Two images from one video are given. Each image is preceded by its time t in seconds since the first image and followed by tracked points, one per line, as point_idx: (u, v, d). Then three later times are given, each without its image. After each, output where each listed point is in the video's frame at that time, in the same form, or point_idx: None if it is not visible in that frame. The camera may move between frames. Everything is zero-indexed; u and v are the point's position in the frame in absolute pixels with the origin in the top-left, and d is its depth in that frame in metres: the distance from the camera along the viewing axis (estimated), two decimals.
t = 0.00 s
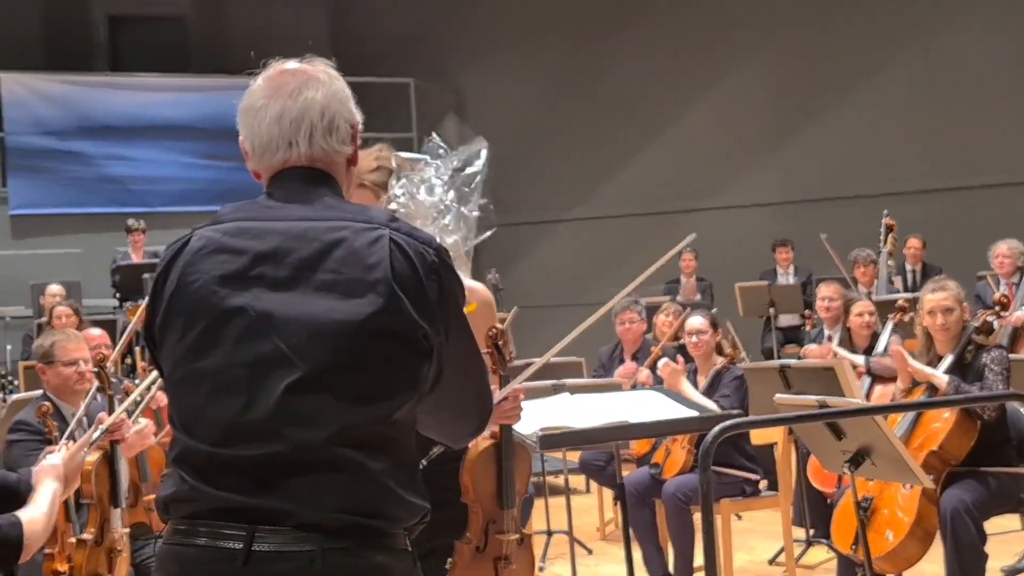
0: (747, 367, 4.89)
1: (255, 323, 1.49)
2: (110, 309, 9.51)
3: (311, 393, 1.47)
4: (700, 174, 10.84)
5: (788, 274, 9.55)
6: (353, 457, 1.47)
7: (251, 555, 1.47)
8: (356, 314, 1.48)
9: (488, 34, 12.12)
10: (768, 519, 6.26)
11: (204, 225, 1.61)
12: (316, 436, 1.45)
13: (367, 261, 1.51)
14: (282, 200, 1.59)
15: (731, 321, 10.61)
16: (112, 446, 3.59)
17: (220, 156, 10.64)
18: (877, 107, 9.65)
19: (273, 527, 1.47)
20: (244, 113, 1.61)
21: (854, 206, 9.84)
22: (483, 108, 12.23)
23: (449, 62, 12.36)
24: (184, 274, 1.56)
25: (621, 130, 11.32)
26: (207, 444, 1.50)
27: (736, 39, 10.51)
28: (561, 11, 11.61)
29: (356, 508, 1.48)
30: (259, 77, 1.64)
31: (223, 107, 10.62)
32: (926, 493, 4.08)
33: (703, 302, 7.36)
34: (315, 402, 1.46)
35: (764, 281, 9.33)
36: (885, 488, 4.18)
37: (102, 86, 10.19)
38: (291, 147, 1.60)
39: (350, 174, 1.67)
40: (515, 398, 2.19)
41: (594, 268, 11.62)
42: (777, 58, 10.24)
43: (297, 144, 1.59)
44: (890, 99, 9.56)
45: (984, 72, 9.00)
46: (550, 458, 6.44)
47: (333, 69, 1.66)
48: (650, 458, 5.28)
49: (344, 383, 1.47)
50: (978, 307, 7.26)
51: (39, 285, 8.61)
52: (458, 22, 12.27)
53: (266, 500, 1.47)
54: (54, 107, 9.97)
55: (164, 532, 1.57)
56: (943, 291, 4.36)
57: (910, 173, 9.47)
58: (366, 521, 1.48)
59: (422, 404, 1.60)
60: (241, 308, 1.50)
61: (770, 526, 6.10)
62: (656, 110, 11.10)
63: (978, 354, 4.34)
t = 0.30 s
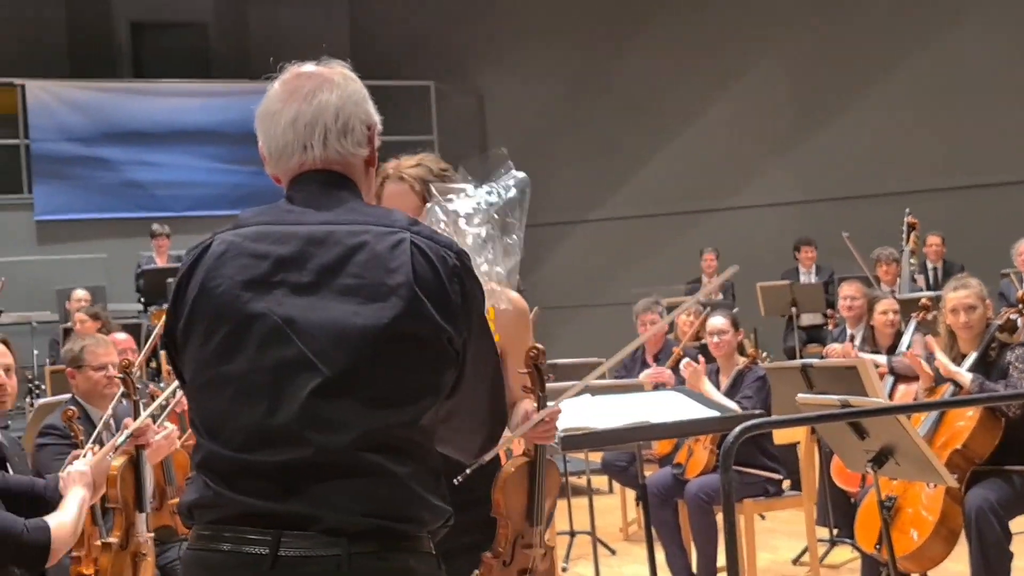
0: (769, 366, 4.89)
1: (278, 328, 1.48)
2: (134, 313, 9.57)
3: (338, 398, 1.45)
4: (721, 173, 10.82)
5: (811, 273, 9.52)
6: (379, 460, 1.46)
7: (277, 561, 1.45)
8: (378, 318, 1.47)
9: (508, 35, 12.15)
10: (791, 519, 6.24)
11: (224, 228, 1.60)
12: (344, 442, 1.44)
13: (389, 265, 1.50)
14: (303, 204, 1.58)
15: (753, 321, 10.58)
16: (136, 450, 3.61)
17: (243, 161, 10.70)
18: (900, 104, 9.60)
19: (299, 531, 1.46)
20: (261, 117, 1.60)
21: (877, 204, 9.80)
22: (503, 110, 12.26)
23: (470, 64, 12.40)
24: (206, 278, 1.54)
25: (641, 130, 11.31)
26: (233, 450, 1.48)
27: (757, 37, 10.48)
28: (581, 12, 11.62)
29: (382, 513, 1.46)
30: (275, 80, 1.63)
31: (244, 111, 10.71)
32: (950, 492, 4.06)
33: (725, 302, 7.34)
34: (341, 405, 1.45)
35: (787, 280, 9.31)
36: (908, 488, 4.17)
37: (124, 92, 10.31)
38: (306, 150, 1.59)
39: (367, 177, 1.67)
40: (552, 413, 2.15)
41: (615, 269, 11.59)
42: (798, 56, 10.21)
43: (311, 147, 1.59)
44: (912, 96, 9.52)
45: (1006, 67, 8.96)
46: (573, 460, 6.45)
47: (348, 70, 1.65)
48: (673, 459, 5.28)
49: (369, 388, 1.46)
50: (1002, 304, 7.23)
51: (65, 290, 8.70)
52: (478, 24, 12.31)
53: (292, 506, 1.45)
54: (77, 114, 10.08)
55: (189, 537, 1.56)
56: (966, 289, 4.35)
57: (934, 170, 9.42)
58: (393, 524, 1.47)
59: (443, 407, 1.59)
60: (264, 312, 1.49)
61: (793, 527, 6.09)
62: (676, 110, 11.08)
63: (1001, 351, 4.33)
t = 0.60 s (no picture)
0: (785, 367, 4.90)
1: (277, 335, 1.40)
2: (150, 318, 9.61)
3: (341, 407, 1.39)
4: (736, 175, 10.80)
5: (826, 274, 9.49)
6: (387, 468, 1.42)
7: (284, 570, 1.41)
8: (378, 325, 1.42)
9: (522, 37, 12.15)
10: (808, 521, 6.23)
11: (219, 233, 1.52)
12: (349, 452, 1.39)
13: (388, 270, 1.45)
14: (297, 208, 1.52)
15: (769, 322, 10.56)
16: (155, 455, 3.61)
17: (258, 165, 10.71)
18: (915, 103, 9.55)
19: (306, 542, 1.41)
20: (249, 120, 1.55)
21: (892, 204, 9.76)
22: (518, 113, 12.27)
23: (484, 68, 12.42)
24: (199, 287, 1.47)
25: (655, 132, 11.30)
26: (237, 462, 1.41)
27: (771, 37, 10.43)
28: (594, 14, 11.61)
29: (392, 521, 1.43)
30: (263, 83, 1.59)
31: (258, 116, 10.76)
32: (968, 493, 4.05)
33: (742, 303, 7.33)
34: (345, 416, 1.39)
35: (802, 281, 9.28)
36: (926, 489, 4.17)
37: (140, 98, 10.35)
38: (293, 153, 1.54)
39: (358, 180, 1.61)
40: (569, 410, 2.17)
41: (630, 271, 11.58)
42: (813, 55, 10.17)
43: (299, 149, 1.54)
44: (928, 95, 9.47)
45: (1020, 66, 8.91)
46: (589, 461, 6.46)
47: (337, 71, 1.60)
48: (689, 461, 5.28)
49: (373, 397, 1.40)
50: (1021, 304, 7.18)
51: (82, 295, 8.74)
52: (493, 27, 12.33)
53: (301, 516, 1.40)
54: (93, 120, 10.15)
55: (189, 549, 1.51)
56: (983, 289, 4.35)
57: (950, 170, 9.37)
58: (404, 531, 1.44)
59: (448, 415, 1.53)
60: (262, 319, 1.41)
61: (810, 528, 6.08)
62: (690, 112, 11.06)
63: (1018, 351, 4.31)
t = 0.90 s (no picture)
0: (800, 369, 4.89)
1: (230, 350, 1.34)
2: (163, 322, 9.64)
3: (301, 418, 1.34)
4: (749, 177, 10.77)
5: (840, 275, 9.46)
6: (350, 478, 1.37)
7: None
8: (331, 337, 1.37)
9: (533, 39, 12.14)
10: (826, 522, 6.22)
11: (152, 244, 1.43)
12: (311, 467, 1.35)
13: (337, 277, 1.40)
14: (240, 216, 1.45)
15: (782, 324, 10.55)
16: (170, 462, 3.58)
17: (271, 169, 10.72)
18: (928, 103, 9.50)
19: (276, 559, 1.35)
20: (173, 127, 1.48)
21: (905, 205, 9.72)
22: (531, 116, 12.27)
23: (498, 70, 12.42)
24: (135, 302, 1.37)
25: (668, 134, 11.27)
26: (195, 484, 1.34)
27: (784, 38, 10.39)
28: (607, 16, 11.59)
29: (361, 528, 1.39)
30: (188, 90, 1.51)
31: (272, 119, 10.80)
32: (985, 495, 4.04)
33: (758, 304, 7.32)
34: (303, 432, 1.34)
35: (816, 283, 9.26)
36: (942, 491, 4.15)
37: (153, 103, 10.37)
38: (220, 160, 1.46)
39: (290, 185, 1.53)
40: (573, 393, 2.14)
41: (643, 274, 11.56)
42: (826, 55, 10.13)
43: (225, 156, 1.46)
44: (942, 95, 9.41)
45: None
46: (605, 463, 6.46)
47: (263, 74, 1.53)
48: (703, 463, 5.27)
49: (328, 409, 1.36)
50: None
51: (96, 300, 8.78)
52: (506, 30, 12.32)
53: (272, 533, 1.34)
54: (106, 125, 10.19)
55: None
56: (998, 289, 4.34)
57: (964, 170, 9.32)
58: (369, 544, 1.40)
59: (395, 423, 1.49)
60: (211, 334, 1.35)
61: (827, 529, 6.06)
62: (703, 113, 11.02)
63: None
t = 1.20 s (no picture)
0: (813, 373, 4.88)
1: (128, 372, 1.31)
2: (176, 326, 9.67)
3: (200, 442, 1.34)
4: (760, 180, 10.75)
5: (852, 278, 9.44)
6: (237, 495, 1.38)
7: None
8: (224, 361, 1.38)
9: (546, 43, 12.15)
10: (836, 527, 6.20)
11: (16, 252, 1.30)
12: (208, 486, 1.35)
13: (224, 297, 1.41)
14: (116, 226, 1.40)
15: (794, 327, 10.52)
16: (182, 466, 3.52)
17: (283, 173, 10.76)
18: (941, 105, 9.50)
19: None
20: (44, 117, 1.40)
21: (919, 207, 9.70)
22: (541, 120, 12.29)
23: (510, 74, 12.44)
24: (9, 316, 1.25)
25: (680, 138, 11.27)
26: (79, 510, 1.27)
27: (796, 40, 10.39)
28: (618, 19, 11.60)
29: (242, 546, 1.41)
30: (36, 91, 1.44)
31: (284, 124, 10.83)
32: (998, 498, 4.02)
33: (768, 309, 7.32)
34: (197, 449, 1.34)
35: (828, 286, 9.24)
36: (956, 495, 4.14)
37: (165, 108, 10.40)
38: (103, 153, 1.43)
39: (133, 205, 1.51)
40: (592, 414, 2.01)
41: (654, 277, 11.55)
42: (840, 58, 10.10)
43: (113, 145, 1.43)
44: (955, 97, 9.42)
45: None
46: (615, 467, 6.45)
47: (78, 81, 1.49)
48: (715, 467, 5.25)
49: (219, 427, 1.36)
50: None
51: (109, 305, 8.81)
52: (518, 34, 12.35)
53: (163, 560, 1.33)
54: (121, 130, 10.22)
55: None
56: (1010, 290, 4.32)
57: (980, 172, 9.30)
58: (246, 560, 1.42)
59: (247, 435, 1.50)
60: (105, 348, 1.30)
61: (838, 534, 6.05)
62: (714, 116, 11.02)
63: None
